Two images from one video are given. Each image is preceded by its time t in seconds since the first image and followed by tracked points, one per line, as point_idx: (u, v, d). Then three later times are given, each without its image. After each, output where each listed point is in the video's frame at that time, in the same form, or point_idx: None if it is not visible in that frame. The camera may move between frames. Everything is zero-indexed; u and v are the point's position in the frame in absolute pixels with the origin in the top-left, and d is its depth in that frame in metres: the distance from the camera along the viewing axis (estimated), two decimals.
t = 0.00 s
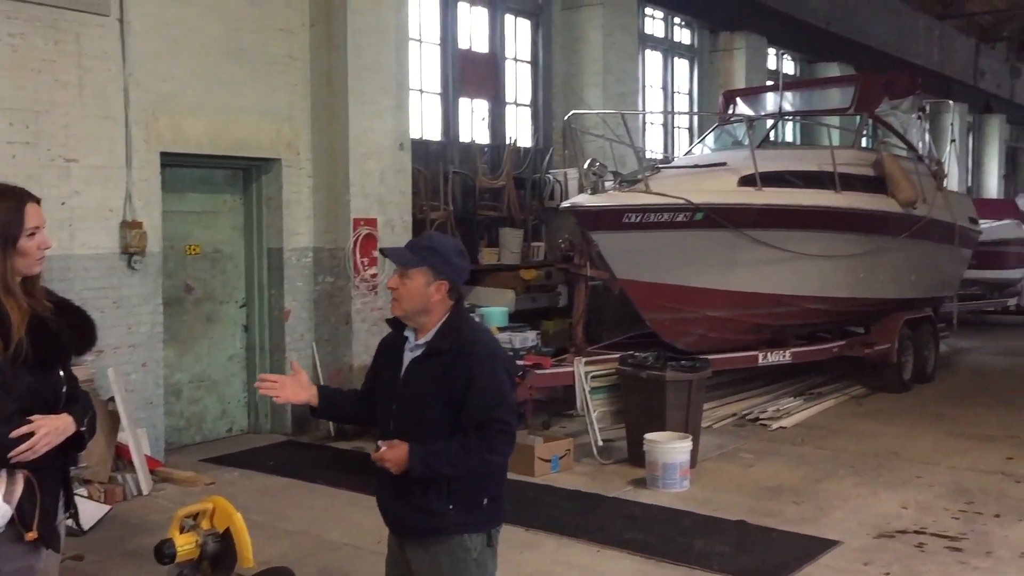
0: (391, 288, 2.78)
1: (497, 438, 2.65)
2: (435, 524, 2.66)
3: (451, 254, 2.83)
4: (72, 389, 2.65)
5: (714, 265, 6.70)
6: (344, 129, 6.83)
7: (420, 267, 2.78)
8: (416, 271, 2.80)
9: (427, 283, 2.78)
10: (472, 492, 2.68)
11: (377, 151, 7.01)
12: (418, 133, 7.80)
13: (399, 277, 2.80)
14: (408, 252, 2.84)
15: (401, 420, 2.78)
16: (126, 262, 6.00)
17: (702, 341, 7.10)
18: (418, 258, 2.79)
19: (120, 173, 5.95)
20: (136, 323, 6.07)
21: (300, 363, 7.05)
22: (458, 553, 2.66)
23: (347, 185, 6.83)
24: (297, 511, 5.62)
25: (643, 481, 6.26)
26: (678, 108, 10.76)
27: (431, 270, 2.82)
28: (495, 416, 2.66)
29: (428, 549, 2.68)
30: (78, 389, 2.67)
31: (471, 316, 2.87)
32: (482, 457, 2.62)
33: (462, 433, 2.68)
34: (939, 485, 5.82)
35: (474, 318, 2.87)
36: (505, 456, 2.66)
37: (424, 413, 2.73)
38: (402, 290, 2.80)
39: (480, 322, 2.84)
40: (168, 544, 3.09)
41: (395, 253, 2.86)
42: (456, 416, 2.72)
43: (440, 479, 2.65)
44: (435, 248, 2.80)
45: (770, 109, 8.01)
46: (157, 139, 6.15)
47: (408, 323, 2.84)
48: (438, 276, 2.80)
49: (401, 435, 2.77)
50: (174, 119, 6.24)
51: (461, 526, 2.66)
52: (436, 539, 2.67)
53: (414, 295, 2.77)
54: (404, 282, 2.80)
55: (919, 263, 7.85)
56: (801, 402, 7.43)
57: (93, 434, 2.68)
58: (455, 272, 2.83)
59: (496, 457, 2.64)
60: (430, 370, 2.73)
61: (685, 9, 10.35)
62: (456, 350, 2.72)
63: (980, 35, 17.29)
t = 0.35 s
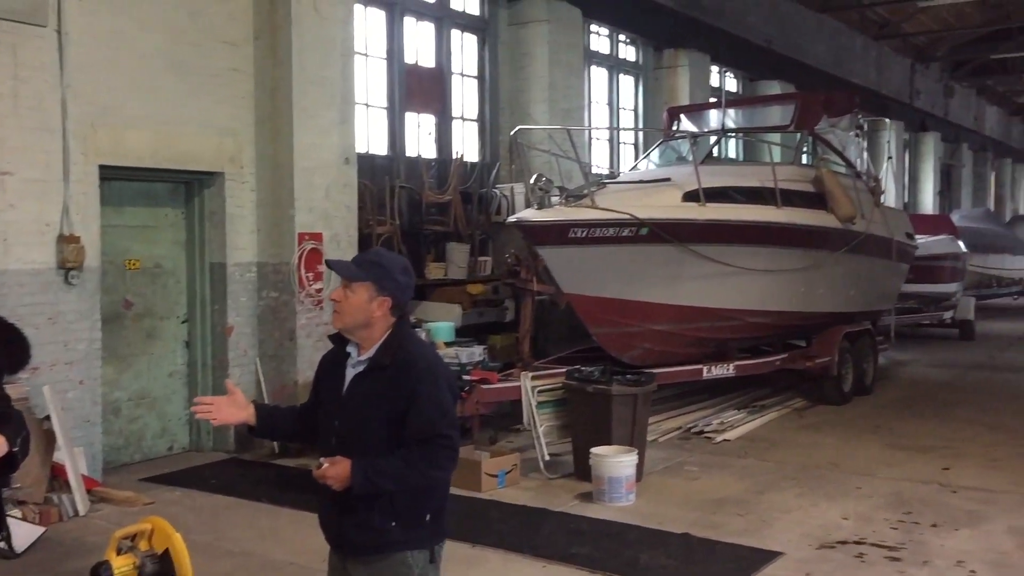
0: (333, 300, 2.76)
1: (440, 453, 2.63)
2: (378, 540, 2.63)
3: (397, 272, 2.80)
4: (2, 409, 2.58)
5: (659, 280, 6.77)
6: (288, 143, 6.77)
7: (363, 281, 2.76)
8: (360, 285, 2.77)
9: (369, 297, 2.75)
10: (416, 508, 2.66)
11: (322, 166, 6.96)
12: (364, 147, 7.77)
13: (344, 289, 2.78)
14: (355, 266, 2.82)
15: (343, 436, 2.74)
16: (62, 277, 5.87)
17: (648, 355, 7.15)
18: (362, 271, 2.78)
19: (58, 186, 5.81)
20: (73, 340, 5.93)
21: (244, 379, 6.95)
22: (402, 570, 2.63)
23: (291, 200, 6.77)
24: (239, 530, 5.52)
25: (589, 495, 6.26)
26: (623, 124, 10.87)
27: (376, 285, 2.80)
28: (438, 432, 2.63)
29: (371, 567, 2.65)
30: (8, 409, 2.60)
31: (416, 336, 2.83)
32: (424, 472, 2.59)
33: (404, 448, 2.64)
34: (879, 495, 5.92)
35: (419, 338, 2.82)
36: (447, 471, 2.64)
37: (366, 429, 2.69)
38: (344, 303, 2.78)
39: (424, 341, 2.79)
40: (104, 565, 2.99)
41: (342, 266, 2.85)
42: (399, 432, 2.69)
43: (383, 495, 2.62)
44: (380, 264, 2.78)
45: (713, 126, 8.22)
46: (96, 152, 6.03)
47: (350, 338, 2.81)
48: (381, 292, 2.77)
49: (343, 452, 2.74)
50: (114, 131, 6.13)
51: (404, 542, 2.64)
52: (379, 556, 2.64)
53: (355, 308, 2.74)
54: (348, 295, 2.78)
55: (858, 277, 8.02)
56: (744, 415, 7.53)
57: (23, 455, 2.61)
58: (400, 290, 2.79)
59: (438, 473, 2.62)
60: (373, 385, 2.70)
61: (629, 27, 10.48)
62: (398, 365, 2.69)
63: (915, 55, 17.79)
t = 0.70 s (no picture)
0: (289, 305, 2.74)
1: (382, 473, 2.55)
2: (319, 556, 2.58)
3: (355, 289, 2.75)
4: None
5: (600, 292, 6.80)
6: (226, 155, 6.67)
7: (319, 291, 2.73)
8: (317, 295, 2.75)
9: (323, 309, 2.72)
10: (358, 527, 2.59)
11: (261, 177, 6.88)
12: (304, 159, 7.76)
13: (302, 296, 2.77)
14: (317, 276, 2.79)
15: (288, 448, 2.69)
16: None
17: (589, 366, 7.19)
18: (321, 281, 2.75)
19: None
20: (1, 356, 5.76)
21: (180, 394, 6.82)
22: None
23: (229, 212, 6.67)
24: (173, 549, 5.39)
25: (530, 507, 6.25)
26: (564, 137, 10.95)
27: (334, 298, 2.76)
28: (380, 452, 2.55)
29: None
30: None
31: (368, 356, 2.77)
32: (365, 492, 2.53)
33: (347, 466, 2.57)
34: (814, 503, 6.01)
35: (372, 358, 2.75)
36: (389, 492, 2.56)
37: (308, 443, 2.63)
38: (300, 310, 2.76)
39: (376, 361, 2.72)
40: None
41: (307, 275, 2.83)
42: (342, 448, 2.61)
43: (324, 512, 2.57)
44: (339, 278, 2.74)
45: (653, 139, 8.33)
46: (26, 163, 5.88)
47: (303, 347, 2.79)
48: (335, 306, 2.72)
49: (285, 463, 2.69)
50: (45, 142, 5.98)
51: (344, 561, 2.58)
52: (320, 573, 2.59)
53: (307, 317, 2.71)
54: (304, 303, 2.75)
55: (794, 289, 8.17)
56: (684, 425, 7.60)
57: None
58: (355, 307, 2.74)
59: (380, 493, 2.54)
60: (317, 399, 2.63)
61: (570, 41, 10.57)
62: (342, 381, 2.62)
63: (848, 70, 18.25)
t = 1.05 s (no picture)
0: (285, 326, 2.71)
1: (334, 505, 2.51)
2: None
3: (350, 305, 2.75)
4: None
5: (543, 304, 6.83)
6: (162, 166, 6.56)
7: (314, 310, 2.70)
8: (312, 314, 2.72)
9: (320, 329, 2.70)
10: (314, 555, 2.58)
11: (198, 190, 6.78)
12: (242, 171, 7.70)
13: (295, 317, 2.74)
14: (310, 294, 2.77)
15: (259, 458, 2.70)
16: None
17: (532, 378, 7.21)
18: (317, 301, 2.73)
19: None
20: None
21: (114, 411, 6.67)
22: None
23: (164, 224, 6.55)
24: (105, 569, 5.24)
25: (473, 520, 6.21)
26: (506, 149, 11.00)
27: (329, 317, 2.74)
28: (337, 484, 2.52)
29: None
30: None
31: (362, 375, 2.76)
32: (314, 521, 2.51)
33: (305, 490, 2.57)
34: (753, 511, 6.09)
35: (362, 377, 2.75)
36: (342, 526, 2.52)
37: (275, 462, 2.63)
38: (295, 330, 2.73)
39: (363, 381, 2.72)
40: None
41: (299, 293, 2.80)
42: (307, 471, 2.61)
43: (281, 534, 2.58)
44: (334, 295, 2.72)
45: (594, 151, 8.45)
46: None
47: (296, 367, 2.76)
48: (332, 324, 2.71)
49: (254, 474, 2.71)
50: None
51: None
52: None
53: (304, 337, 2.69)
54: (299, 323, 2.73)
55: (733, 299, 8.28)
56: (627, 436, 7.65)
57: None
58: (352, 324, 2.73)
59: (331, 525, 2.51)
60: (292, 417, 2.63)
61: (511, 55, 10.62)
62: (318, 403, 2.61)
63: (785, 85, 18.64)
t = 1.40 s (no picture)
0: (237, 356, 2.63)
1: (280, 532, 2.45)
2: None
3: (300, 317, 2.67)
4: None
5: (486, 316, 6.83)
6: (96, 178, 6.43)
7: (264, 332, 2.62)
8: (263, 336, 2.63)
9: (275, 348, 2.62)
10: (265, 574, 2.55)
11: (134, 203, 6.65)
12: (179, 182, 7.60)
13: (245, 345, 2.65)
14: (258, 316, 2.68)
15: (213, 472, 2.66)
16: None
17: (476, 390, 7.19)
18: (265, 324, 2.64)
19: None
20: None
21: (46, 429, 6.49)
22: None
23: (99, 237, 6.41)
24: None
25: (417, 534, 6.12)
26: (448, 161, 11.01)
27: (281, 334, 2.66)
28: (285, 510, 2.46)
29: None
30: None
31: (327, 382, 2.70)
32: (260, 547, 2.46)
33: (255, 512, 2.52)
34: (695, 519, 6.14)
35: (326, 385, 2.70)
36: (289, 553, 2.47)
37: (228, 480, 2.58)
38: (249, 356, 2.64)
39: (326, 392, 2.67)
40: None
41: (244, 318, 2.71)
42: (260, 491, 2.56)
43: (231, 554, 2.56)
44: (281, 311, 2.65)
45: (536, 163, 8.53)
46: None
47: (256, 392, 2.68)
48: (287, 340, 2.63)
49: (206, 488, 2.67)
50: None
51: None
52: None
53: (260, 362, 2.62)
54: (250, 349, 2.64)
55: (674, 310, 8.38)
56: (570, 447, 7.67)
57: None
58: (306, 335, 2.66)
59: (277, 551, 2.46)
60: (249, 437, 2.57)
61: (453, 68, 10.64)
62: (276, 424, 2.54)
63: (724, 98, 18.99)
